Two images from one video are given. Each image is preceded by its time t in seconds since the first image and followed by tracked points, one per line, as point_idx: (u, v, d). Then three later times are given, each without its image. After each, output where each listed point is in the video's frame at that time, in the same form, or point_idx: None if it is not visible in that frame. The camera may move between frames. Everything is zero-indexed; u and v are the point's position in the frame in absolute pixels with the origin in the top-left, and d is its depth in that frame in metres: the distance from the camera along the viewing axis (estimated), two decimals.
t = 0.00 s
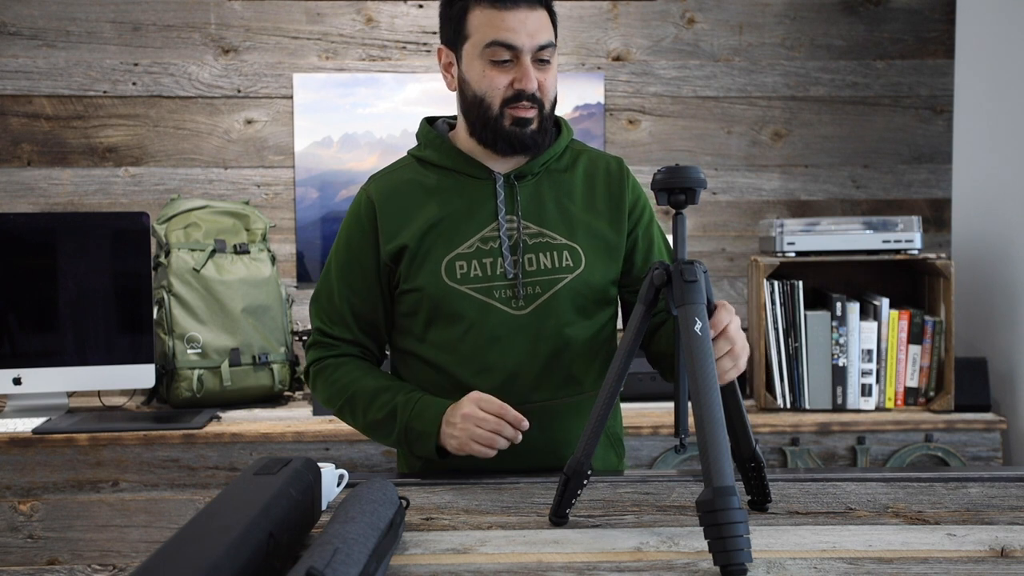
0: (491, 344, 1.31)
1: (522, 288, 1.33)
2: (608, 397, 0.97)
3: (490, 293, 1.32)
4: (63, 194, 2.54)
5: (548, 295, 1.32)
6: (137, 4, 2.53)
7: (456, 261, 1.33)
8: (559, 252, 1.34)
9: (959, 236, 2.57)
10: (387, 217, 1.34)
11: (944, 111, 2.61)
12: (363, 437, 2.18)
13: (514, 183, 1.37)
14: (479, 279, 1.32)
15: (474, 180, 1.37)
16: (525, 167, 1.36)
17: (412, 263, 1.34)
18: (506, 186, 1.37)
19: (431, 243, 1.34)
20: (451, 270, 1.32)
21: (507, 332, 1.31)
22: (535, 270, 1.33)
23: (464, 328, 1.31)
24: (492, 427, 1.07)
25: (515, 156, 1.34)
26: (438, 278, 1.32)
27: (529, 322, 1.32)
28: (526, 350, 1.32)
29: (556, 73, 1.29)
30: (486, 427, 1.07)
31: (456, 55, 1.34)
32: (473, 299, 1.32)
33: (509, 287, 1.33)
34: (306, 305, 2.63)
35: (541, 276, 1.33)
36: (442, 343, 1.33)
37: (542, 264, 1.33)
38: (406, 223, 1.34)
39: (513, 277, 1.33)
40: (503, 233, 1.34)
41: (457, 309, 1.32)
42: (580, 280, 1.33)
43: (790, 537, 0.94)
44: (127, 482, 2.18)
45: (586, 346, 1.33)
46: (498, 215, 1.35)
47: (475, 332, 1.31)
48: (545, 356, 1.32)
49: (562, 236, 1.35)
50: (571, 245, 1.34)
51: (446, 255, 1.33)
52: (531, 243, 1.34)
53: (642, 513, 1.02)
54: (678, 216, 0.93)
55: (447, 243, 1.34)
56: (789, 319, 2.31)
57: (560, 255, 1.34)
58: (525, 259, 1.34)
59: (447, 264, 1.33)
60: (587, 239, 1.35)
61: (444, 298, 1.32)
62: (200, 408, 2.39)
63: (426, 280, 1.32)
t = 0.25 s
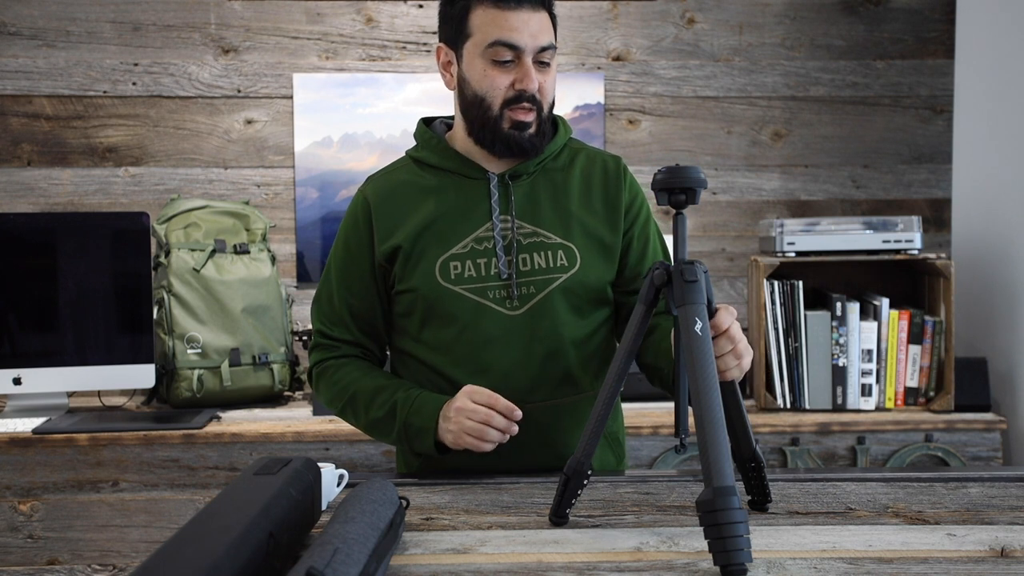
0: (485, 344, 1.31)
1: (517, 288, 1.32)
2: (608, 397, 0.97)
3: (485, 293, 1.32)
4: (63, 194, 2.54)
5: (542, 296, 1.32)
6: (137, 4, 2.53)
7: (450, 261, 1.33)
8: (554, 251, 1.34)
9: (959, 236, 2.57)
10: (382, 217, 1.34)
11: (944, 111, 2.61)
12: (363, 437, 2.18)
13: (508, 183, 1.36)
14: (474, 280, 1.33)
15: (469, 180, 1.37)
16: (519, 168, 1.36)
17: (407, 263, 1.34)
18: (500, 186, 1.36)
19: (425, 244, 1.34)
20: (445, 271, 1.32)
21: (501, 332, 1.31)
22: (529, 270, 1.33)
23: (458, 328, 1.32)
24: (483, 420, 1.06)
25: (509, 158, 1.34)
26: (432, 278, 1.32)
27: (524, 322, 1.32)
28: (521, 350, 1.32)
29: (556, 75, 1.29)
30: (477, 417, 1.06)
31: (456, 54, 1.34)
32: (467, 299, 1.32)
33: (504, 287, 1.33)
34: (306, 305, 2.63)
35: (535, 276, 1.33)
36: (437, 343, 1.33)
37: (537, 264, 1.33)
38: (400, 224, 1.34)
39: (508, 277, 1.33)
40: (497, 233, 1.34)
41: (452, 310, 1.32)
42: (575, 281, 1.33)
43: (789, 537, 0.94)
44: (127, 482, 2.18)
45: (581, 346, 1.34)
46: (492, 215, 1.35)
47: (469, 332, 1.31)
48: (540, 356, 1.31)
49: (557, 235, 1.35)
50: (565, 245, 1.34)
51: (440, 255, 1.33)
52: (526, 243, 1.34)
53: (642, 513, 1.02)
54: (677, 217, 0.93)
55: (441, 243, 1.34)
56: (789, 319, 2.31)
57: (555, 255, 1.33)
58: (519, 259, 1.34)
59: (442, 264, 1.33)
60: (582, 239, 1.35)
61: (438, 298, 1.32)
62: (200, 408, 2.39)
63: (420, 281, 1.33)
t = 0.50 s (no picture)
0: (486, 341, 1.31)
1: (518, 286, 1.32)
2: (608, 398, 0.97)
3: (485, 291, 1.32)
4: (63, 194, 2.54)
5: (544, 294, 1.32)
6: (137, 4, 2.53)
7: (451, 258, 1.33)
8: (555, 249, 1.34)
9: (959, 236, 2.57)
10: (383, 214, 1.34)
11: (944, 111, 2.61)
12: (363, 437, 2.18)
13: (509, 181, 1.37)
14: (475, 277, 1.33)
15: (471, 178, 1.37)
16: (521, 165, 1.36)
17: (407, 260, 1.34)
18: (502, 184, 1.37)
19: (426, 241, 1.33)
20: (446, 268, 1.32)
21: (502, 330, 1.31)
22: (530, 267, 1.33)
23: (459, 326, 1.32)
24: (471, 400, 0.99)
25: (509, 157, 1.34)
26: (433, 275, 1.32)
27: (524, 320, 1.32)
28: (521, 348, 1.32)
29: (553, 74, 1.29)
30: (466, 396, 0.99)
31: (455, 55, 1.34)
32: (468, 296, 1.32)
33: (505, 285, 1.33)
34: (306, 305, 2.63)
35: (536, 274, 1.33)
36: (438, 341, 1.33)
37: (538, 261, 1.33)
38: (401, 221, 1.34)
39: (508, 275, 1.33)
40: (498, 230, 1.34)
41: (453, 307, 1.32)
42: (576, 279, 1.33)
43: (789, 537, 0.94)
44: (127, 482, 2.18)
45: (583, 345, 1.33)
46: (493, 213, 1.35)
47: (469, 329, 1.31)
48: (541, 354, 1.31)
49: (558, 233, 1.35)
50: (567, 242, 1.34)
51: (441, 252, 1.33)
52: (527, 241, 1.34)
53: (642, 513, 1.02)
54: (677, 216, 0.93)
55: (442, 240, 1.34)
56: (789, 319, 2.31)
57: (556, 253, 1.33)
58: (521, 256, 1.33)
59: (442, 261, 1.33)
60: (583, 236, 1.34)
61: (439, 295, 1.32)
62: (200, 408, 2.39)
63: (421, 278, 1.32)
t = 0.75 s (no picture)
0: (491, 341, 1.31)
1: (523, 284, 1.33)
2: (608, 399, 0.97)
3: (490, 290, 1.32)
4: (63, 194, 2.54)
5: (548, 293, 1.32)
6: (137, 4, 2.53)
7: (457, 256, 1.33)
8: (560, 249, 1.34)
9: (959, 236, 2.57)
10: (388, 213, 1.34)
11: (944, 111, 2.61)
12: (363, 437, 2.18)
13: (515, 180, 1.37)
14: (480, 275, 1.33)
15: (475, 177, 1.37)
16: (527, 165, 1.37)
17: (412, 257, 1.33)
18: (508, 183, 1.37)
19: (431, 239, 1.33)
20: (452, 266, 1.33)
21: (507, 329, 1.32)
22: (535, 267, 1.34)
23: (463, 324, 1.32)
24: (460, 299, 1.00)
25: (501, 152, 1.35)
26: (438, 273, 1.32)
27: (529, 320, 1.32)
28: (525, 348, 1.32)
29: (536, 67, 1.27)
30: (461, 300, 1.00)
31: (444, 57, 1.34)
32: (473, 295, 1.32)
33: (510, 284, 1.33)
34: (306, 305, 2.63)
35: (541, 273, 1.33)
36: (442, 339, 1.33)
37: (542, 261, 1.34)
38: (405, 219, 1.34)
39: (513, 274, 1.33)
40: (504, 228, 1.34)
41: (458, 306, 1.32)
42: (580, 279, 1.33)
43: (790, 537, 0.94)
44: (127, 482, 2.17)
45: (586, 345, 1.33)
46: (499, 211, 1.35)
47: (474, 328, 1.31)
48: (543, 352, 1.32)
49: (563, 233, 1.35)
50: (571, 242, 1.34)
51: (447, 250, 1.33)
52: (532, 240, 1.35)
53: (642, 513, 1.02)
54: (677, 216, 0.93)
55: (447, 239, 1.34)
56: (789, 319, 2.31)
57: (561, 252, 1.34)
58: (527, 255, 1.34)
59: (448, 259, 1.33)
60: (588, 237, 1.35)
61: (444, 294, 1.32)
62: (200, 408, 2.39)
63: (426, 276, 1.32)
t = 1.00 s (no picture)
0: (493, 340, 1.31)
1: (526, 285, 1.33)
2: (608, 399, 0.97)
3: (492, 290, 1.32)
4: (63, 194, 2.54)
5: (550, 293, 1.33)
6: (137, 4, 2.53)
7: (459, 257, 1.33)
8: (563, 250, 1.34)
9: (959, 236, 2.57)
10: (391, 214, 1.34)
11: (944, 111, 2.61)
12: (363, 437, 2.18)
13: (518, 181, 1.37)
14: (483, 276, 1.33)
15: (478, 177, 1.37)
16: (529, 165, 1.37)
17: (415, 258, 1.33)
18: (509, 183, 1.37)
19: (434, 240, 1.33)
20: (454, 267, 1.33)
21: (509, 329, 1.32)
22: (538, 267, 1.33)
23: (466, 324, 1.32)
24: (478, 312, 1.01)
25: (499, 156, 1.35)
26: (441, 274, 1.32)
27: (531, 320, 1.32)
28: (527, 348, 1.32)
29: (523, 66, 1.26)
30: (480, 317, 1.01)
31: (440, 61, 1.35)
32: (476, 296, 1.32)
33: (512, 284, 1.33)
34: (306, 305, 2.63)
35: (543, 274, 1.33)
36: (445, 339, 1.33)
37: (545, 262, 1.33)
38: (408, 220, 1.34)
39: (516, 275, 1.33)
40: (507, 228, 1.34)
41: (461, 306, 1.32)
42: (583, 279, 1.33)
43: (790, 537, 0.94)
44: (127, 482, 2.17)
45: (588, 346, 1.33)
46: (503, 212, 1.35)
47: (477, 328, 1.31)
48: (545, 352, 1.32)
49: (566, 233, 1.35)
50: (574, 242, 1.34)
51: (450, 250, 1.33)
52: (535, 241, 1.34)
53: (642, 513, 1.02)
54: (677, 216, 0.93)
55: (450, 239, 1.34)
56: (789, 319, 2.31)
57: (564, 253, 1.34)
58: (528, 256, 1.34)
59: (450, 260, 1.33)
60: (591, 237, 1.35)
61: (447, 295, 1.32)
62: (200, 408, 2.39)
63: (429, 276, 1.33)
